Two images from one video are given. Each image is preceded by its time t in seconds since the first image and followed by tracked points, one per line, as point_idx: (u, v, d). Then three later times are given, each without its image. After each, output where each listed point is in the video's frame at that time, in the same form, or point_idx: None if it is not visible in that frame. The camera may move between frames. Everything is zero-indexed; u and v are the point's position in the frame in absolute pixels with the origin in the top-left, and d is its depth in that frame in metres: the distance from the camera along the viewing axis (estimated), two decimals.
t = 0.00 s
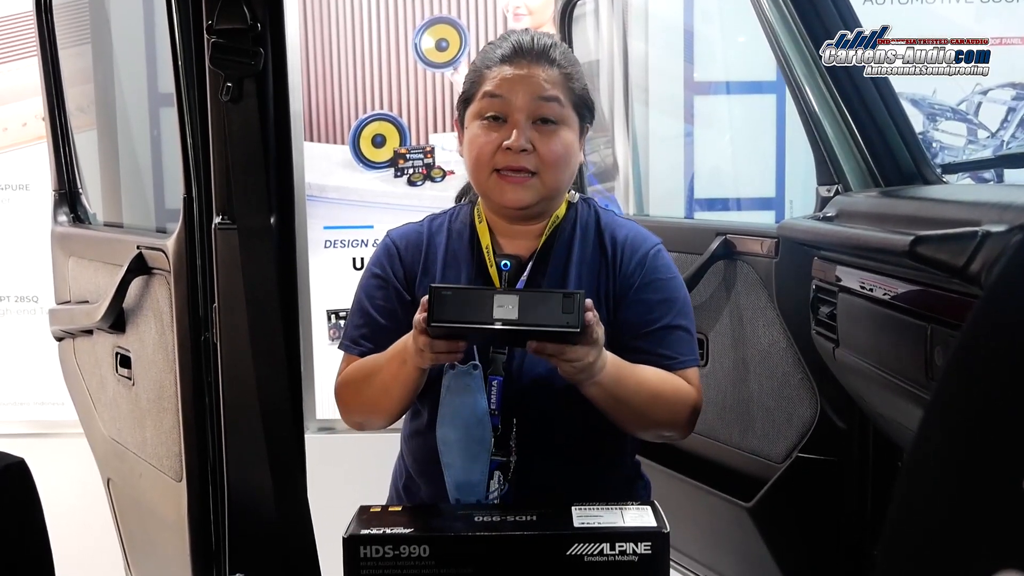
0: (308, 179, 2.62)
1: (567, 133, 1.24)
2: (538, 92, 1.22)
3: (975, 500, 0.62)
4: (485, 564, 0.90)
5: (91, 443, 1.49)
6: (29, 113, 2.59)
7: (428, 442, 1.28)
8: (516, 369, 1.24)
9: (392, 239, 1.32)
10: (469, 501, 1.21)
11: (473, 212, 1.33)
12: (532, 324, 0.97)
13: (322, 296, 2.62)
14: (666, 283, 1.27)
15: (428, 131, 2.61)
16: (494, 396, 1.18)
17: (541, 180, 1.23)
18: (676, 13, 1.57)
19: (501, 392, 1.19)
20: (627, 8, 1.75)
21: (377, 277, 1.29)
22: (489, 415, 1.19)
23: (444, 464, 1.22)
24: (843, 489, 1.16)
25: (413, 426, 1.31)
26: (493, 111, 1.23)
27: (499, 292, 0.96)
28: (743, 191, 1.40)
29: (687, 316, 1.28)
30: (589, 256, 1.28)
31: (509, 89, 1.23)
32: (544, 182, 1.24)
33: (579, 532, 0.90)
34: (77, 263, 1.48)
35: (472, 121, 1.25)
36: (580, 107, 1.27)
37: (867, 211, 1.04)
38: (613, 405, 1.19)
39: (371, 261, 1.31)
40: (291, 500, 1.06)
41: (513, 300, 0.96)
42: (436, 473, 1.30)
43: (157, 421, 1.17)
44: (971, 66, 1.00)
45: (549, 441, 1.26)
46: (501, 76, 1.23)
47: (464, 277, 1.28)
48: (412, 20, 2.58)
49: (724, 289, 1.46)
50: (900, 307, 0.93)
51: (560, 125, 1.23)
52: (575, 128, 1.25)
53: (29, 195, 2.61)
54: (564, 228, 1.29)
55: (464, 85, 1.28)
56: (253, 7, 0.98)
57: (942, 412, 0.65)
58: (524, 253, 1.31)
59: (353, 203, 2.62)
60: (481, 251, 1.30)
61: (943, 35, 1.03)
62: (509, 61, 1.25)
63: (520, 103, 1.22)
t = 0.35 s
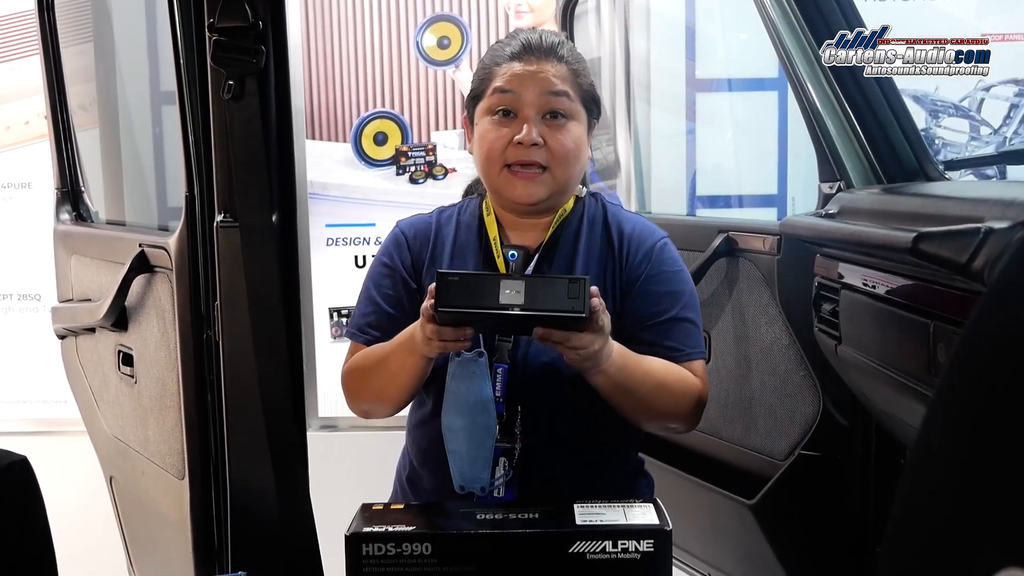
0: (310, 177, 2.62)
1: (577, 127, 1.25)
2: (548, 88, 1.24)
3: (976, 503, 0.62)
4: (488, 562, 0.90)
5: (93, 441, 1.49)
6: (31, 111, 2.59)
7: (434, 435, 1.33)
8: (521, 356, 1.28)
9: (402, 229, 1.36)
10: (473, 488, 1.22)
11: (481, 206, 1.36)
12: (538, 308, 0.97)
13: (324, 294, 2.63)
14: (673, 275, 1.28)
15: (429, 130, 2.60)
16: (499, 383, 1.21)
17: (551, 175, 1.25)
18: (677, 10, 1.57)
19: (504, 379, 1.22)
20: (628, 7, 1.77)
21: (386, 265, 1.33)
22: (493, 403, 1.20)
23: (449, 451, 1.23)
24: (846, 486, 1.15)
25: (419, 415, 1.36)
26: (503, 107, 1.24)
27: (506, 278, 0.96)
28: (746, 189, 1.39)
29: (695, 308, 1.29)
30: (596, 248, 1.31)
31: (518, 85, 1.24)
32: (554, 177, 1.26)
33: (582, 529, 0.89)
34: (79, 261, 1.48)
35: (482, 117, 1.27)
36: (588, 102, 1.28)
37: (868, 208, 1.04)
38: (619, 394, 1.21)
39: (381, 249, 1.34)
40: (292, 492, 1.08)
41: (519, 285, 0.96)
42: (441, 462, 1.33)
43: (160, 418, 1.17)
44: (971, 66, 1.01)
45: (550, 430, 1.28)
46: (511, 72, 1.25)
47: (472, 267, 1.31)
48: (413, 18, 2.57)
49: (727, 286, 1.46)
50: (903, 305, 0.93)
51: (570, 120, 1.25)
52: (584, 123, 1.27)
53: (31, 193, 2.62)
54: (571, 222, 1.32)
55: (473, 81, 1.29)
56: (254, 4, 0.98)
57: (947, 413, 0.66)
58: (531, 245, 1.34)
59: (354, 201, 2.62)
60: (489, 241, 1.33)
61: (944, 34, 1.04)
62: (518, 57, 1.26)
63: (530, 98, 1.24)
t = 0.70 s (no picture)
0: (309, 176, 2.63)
1: (582, 128, 1.26)
2: (553, 89, 1.24)
3: (972, 498, 0.62)
4: (487, 560, 0.90)
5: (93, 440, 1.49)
6: (30, 111, 2.60)
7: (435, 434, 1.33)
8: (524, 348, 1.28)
9: (408, 228, 1.37)
10: (480, 479, 1.24)
11: (487, 204, 1.38)
12: (519, 359, 1.02)
13: (324, 292, 2.63)
14: (679, 270, 1.27)
15: (429, 128, 2.60)
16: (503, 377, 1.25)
17: (558, 175, 1.26)
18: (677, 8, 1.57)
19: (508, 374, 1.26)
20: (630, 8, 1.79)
21: (391, 266, 1.35)
22: (497, 394, 1.23)
23: (456, 444, 1.26)
24: (846, 483, 1.15)
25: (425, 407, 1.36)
26: (509, 109, 1.25)
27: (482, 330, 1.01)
28: (746, 188, 1.38)
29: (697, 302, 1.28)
30: (600, 244, 1.31)
31: (523, 87, 1.25)
32: (560, 177, 1.27)
33: (581, 528, 0.89)
34: (79, 260, 1.48)
35: (487, 119, 1.27)
36: (591, 102, 1.28)
37: (868, 205, 1.03)
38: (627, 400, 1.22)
39: (388, 248, 1.37)
40: (293, 493, 1.07)
41: (494, 340, 1.01)
42: (446, 453, 1.34)
43: (159, 417, 1.17)
44: (971, 66, 1.03)
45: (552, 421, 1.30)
46: (515, 74, 1.25)
47: (475, 265, 1.32)
48: (414, 17, 2.57)
49: (727, 285, 1.45)
50: (903, 302, 0.93)
51: (575, 121, 1.25)
52: (589, 123, 1.27)
53: (31, 192, 2.62)
54: (575, 221, 1.33)
55: (475, 84, 1.30)
56: (253, 3, 0.99)
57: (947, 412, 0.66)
58: (538, 238, 1.35)
59: (354, 200, 2.62)
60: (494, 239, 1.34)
61: (944, 35, 1.06)
62: (521, 59, 1.26)
63: (536, 100, 1.24)
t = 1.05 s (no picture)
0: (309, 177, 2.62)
1: (580, 131, 1.25)
2: (552, 92, 1.24)
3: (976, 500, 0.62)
4: (486, 563, 0.90)
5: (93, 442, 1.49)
6: (29, 112, 2.60)
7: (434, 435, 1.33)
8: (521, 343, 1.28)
9: (405, 234, 1.37)
10: (476, 476, 1.22)
11: (485, 206, 1.37)
12: (455, 336, 1.09)
13: (324, 294, 2.62)
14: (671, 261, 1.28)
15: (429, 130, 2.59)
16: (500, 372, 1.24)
17: (556, 177, 1.26)
18: (677, 9, 1.57)
19: (505, 368, 1.25)
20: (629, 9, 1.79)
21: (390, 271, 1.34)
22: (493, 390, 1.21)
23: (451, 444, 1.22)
24: (846, 484, 1.15)
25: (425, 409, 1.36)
26: (509, 110, 1.25)
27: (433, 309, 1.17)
28: (746, 189, 1.40)
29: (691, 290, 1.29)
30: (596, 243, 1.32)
31: (523, 89, 1.24)
32: (558, 178, 1.26)
33: (580, 530, 0.89)
34: (77, 262, 1.48)
35: (487, 121, 1.27)
36: (589, 105, 1.28)
37: (867, 207, 1.03)
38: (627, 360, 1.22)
39: (387, 254, 1.36)
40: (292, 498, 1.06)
41: (434, 317, 1.10)
42: (445, 454, 1.34)
43: (158, 419, 1.17)
44: (971, 66, 1.03)
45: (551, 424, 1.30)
46: (515, 77, 1.25)
47: (474, 265, 1.32)
48: (413, 17, 2.57)
49: (726, 286, 1.45)
50: (904, 304, 0.93)
51: (574, 124, 1.25)
52: (587, 126, 1.27)
53: (30, 193, 2.62)
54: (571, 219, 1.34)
55: (476, 85, 1.29)
56: (252, 4, 1.00)
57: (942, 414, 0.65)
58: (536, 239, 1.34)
59: (355, 201, 2.62)
60: (493, 239, 1.34)
61: (944, 35, 1.05)
62: (521, 62, 1.26)
63: (535, 102, 1.24)
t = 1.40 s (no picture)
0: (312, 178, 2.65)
1: (576, 130, 1.26)
2: (550, 90, 1.24)
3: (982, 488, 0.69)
4: (489, 564, 0.90)
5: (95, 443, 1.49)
6: (32, 114, 2.62)
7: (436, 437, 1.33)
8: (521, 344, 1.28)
9: (404, 238, 1.37)
10: (473, 477, 1.22)
11: (483, 207, 1.36)
12: (452, 344, 1.09)
13: (325, 295, 2.62)
14: (668, 262, 1.27)
15: (432, 132, 2.55)
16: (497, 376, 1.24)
17: (550, 173, 1.27)
18: (678, 12, 1.56)
19: (502, 372, 1.25)
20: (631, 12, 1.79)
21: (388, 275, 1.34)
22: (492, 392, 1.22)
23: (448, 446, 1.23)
24: (848, 488, 1.15)
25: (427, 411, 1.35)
26: (505, 107, 1.25)
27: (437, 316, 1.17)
28: (748, 192, 1.38)
29: (688, 292, 1.27)
30: (592, 244, 1.30)
31: (522, 86, 1.25)
32: (553, 173, 1.27)
33: (583, 533, 0.89)
34: (80, 263, 1.48)
35: (484, 116, 1.28)
36: (588, 107, 1.28)
37: (870, 210, 1.03)
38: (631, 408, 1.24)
39: (386, 258, 1.36)
40: (293, 500, 1.06)
41: (432, 323, 1.10)
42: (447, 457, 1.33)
43: (160, 421, 1.17)
44: (971, 65, 1.05)
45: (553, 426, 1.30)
46: (513, 73, 1.25)
47: (471, 267, 1.31)
48: (415, 19, 2.57)
49: (728, 290, 1.45)
50: (906, 307, 0.92)
51: (570, 122, 1.26)
52: (584, 126, 1.28)
53: (32, 195, 2.62)
54: (569, 219, 1.32)
55: (477, 79, 1.29)
56: (255, 6, 0.98)
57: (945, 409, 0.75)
58: (532, 243, 1.33)
59: (354, 203, 2.65)
60: (490, 241, 1.32)
61: (945, 35, 1.07)
62: (524, 60, 1.25)
63: (532, 100, 1.25)
